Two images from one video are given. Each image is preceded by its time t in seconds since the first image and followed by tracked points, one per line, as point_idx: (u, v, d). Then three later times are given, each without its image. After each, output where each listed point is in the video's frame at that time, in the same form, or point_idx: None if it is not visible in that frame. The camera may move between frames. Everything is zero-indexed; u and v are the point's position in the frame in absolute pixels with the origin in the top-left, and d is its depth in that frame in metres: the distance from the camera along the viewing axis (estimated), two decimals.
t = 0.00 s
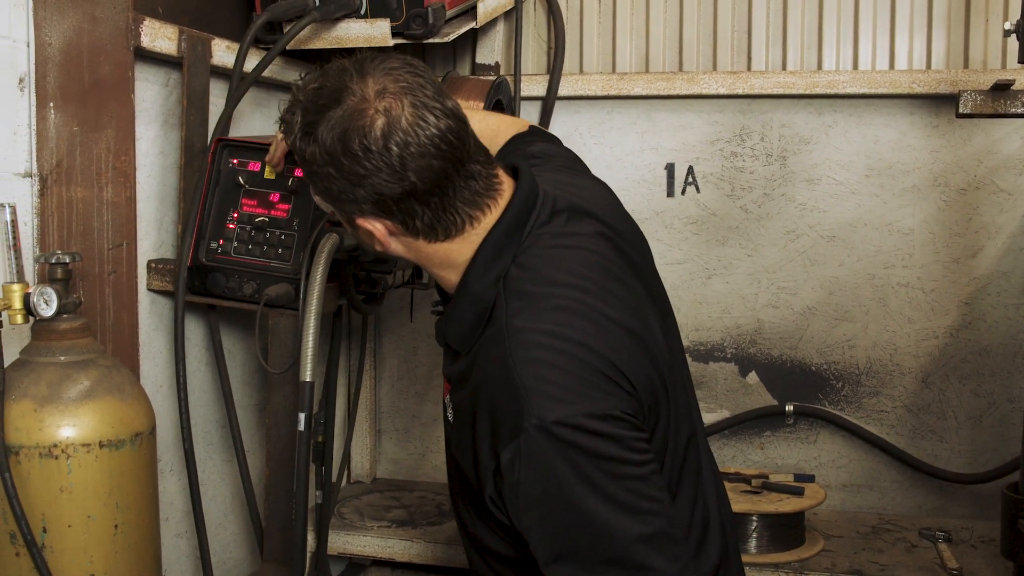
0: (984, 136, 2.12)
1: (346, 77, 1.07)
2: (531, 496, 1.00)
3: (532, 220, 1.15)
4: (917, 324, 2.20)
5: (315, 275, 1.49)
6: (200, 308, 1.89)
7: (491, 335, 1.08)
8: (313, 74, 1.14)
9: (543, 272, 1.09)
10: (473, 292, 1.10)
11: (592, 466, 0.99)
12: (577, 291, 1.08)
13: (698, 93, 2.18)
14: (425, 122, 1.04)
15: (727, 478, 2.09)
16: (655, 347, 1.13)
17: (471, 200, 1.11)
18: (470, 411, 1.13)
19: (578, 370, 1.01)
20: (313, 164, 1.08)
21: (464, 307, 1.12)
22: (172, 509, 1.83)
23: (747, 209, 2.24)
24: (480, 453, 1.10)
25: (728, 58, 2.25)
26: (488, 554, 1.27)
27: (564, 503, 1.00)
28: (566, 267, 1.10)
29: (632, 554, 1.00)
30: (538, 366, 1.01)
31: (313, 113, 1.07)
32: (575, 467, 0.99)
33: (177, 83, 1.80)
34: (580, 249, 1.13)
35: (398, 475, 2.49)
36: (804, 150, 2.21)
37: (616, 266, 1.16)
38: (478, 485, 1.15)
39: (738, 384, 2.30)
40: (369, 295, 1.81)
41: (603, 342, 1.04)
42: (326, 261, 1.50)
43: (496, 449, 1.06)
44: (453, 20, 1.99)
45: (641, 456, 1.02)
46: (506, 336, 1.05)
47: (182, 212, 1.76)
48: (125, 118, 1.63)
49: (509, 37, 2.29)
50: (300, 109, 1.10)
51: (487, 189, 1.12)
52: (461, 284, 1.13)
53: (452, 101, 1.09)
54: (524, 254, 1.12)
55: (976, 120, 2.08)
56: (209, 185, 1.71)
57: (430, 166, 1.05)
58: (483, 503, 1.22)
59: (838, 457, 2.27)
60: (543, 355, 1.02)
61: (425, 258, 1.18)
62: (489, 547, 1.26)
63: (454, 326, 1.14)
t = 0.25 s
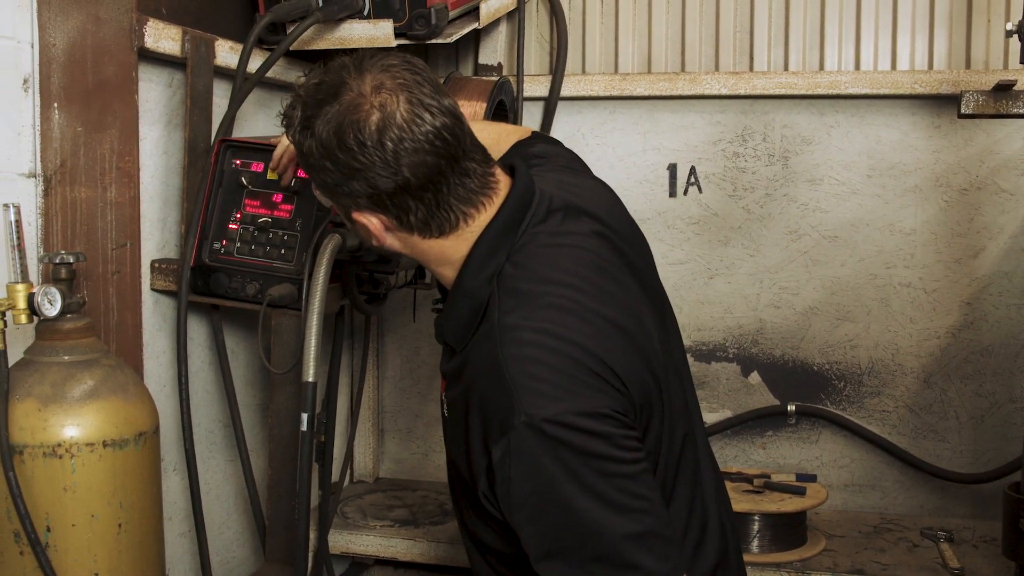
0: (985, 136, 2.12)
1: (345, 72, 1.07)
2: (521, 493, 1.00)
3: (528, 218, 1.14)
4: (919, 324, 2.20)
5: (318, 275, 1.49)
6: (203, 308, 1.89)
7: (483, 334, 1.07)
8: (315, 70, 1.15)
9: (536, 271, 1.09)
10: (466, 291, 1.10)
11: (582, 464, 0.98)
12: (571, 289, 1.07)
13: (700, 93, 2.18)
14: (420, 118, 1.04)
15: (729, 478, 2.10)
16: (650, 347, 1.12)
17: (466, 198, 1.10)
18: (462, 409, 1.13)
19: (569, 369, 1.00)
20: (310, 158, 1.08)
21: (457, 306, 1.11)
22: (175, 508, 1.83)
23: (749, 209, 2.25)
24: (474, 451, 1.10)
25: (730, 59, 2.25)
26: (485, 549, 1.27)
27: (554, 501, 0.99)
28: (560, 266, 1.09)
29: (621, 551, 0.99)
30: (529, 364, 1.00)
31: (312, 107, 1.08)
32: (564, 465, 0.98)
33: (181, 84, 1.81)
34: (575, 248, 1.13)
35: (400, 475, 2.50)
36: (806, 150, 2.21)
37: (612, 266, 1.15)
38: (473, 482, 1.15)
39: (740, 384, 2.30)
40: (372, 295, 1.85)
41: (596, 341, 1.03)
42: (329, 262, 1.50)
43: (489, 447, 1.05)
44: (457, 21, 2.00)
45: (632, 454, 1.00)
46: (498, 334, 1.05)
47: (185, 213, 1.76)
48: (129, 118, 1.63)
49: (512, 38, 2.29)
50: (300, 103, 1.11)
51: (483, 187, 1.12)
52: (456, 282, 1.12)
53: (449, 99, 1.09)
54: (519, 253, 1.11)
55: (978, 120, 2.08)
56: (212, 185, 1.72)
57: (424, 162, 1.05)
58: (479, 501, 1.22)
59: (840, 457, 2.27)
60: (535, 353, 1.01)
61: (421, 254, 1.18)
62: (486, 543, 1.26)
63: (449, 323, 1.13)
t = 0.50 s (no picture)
0: (986, 137, 2.12)
1: (335, 79, 1.08)
2: (508, 496, 0.97)
3: (520, 221, 1.13)
4: (921, 324, 2.21)
5: (320, 275, 1.50)
6: (206, 308, 1.90)
7: (472, 338, 1.05)
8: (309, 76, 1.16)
9: (525, 273, 1.06)
10: (457, 294, 1.08)
11: (570, 466, 0.95)
12: (560, 291, 1.04)
13: (701, 94, 2.19)
14: (407, 124, 1.04)
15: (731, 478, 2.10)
16: (641, 351, 1.10)
17: (456, 202, 1.09)
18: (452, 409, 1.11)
19: (558, 371, 0.97)
20: (301, 163, 1.09)
21: (448, 310, 1.09)
22: (177, 507, 1.84)
23: (750, 210, 2.25)
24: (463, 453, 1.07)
25: (731, 59, 2.25)
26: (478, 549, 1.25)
27: (542, 504, 0.96)
28: (549, 269, 1.07)
29: (610, 555, 0.96)
30: (517, 366, 0.98)
31: (302, 114, 1.08)
32: (552, 468, 0.95)
33: (183, 84, 1.81)
34: (565, 250, 1.10)
35: (402, 474, 2.50)
36: (808, 151, 2.21)
37: (603, 268, 1.13)
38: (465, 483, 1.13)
39: (741, 383, 2.31)
40: (373, 296, 1.83)
41: (585, 343, 1.01)
42: (330, 263, 1.51)
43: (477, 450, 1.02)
44: (460, 21, 2.01)
45: (621, 456, 0.98)
46: (486, 337, 1.02)
47: (188, 213, 1.77)
48: (132, 118, 1.65)
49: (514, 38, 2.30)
50: (292, 109, 1.12)
51: (474, 191, 1.11)
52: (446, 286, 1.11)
53: (439, 104, 1.09)
54: (509, 257, 1.09)
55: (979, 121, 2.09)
56: (215, 186, 1.72)
57: (412, 168, 1.05)
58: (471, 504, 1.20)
59: (841, 457, 2.27)
60: (523, 355, 0.98)
61: (413, 257, 1.17)
62: (481, 542, 1.23)
63: (438, 327, 1.12)
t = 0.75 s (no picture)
0: (987, 137, 2.13)
1: (328, 80, 1.08)
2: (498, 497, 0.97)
3: (513, 222, 1.13)
4: (921, 324, 2.21)
5: (322, 274, 1.51)
6: (208, 308, 1.90)
7: (464, 339, 1.05)
8: (303, 77, 1.16)
9: (517, 275, 1.07)
10: (448, 295, 1.08)
11: (559, 469, 0.95)
12: (552, 294, 1.04)
13: (701, 94, 2.19)
14: (399, 127, 1.04)
15: (732, 478, 2.11)
16: (633, 352, 1.10)
17: (448, 204, 1.10)
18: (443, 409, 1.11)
19: (548, 373, 0.97)
20: (294, 164, 1.10)
21: (439, 311, 1.09)
22: (179, 507, 1.84)
23: (751, 210, 2.26)
24: (454, 452, 1.07)
25: (732, 59, 2.26)
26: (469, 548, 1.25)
27: (530, 505, 0.97)
28: (542, 270, 1.07)
29: (597, 556, 0.96)
30: (508, 368, 0.98)
31: (295, 115, 1.09)
32: (541, 470, 0.95)
33: (186, 85, 1.82)
34: (557, 251, 1.11)
35: (404, 474, 2.51)
36: (808, 151, 2.22)
37: (596, 269, 1.13)
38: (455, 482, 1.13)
39: (742, 383, 2.31)
40: (376, 295, 1.82)
41: (576, 345, 1.01)
42: (333, 263, 1.52)
43: (468, 451, 1.03)
44: (462, 22, 2.02)
45: (611, 459, 0.98)
46: (478, 339, 1.02)
47: (191, 213, 1.77)
48: (135, 118, 1.66)
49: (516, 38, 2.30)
50: (286, 110, 1.12)
51: (467, 193, 1.12)
52: (438, 287, 1.11)
53: (432, 106, 1.09)
54: (500, 258, 1.09)
55: (979, 121, 2.09)
56: (217, 187, 1.73)
57: (403, 170, 1.05)
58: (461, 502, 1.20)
59: (842, 456, 2.28)
60: (514, 358, 0.98)
61: (406, 258, 1.18)
62: (472, 540, 1.23)
63: (429, 328, 1.12)
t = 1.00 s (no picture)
0: (988, 137, 2.13)
1: (327, 80, 1.08)
2: (495, 497, 0.97)
3: (511, 222, 1.13)
4: (923, 324, 2.21)
5: (325, 274, 1.52)
6: (210, 307, 1.91)
7: (462, 339, 1.06)
8: (303, 76, 1.16)
9: (515, 275, 1.07)
10: (445, 294, 1.08)
11: (556, 469, 0.96)
12: (549, 293, 1.05)
13: (703, 95, 2.20)
14: (398, 126, 1.05)
15: (734, 478, 2.11)
16: (630, 352, 1.10)
17: (447, 204, 1.10)
18: (440, 408, 1.11)
19: (545, 373, 0.98)
20: (293, 163, 1.10)
21: (436, 311, 1.10)
22: (182, 506, 1.85)
23: (753, 210, 2.26)
24: (450, 451, 1.07)
25: (734, 60, 2.26)
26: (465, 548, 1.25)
27: (527, 505, 0.97)
28: (539, 270, 1.07)
29: (594, 556, 0.96)
30: (505, 368, 0.98)
31: (294, 114, 1.09)
32: (538, 469, 0.96)
33: (189, 85, 1.83)
34: (556, 251, 1.11)
35: (406, 474, 2.52)
36: (809, 151, 2.22)
37: (594, 269, 1.13)
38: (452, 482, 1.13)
39: (744, 383, 2.31)
40: (379, 295, 1.82)
41: (573, 345, 1.01)
42: (336, 263, 1.52)
43: (465, 450, 1.03)
44: (464, 22, 2.03)
45: (608, 459, 0.98)
46: (475, 338, 1.02)
47: (193, 213, 1.78)
48: (138, 118, 1.66)
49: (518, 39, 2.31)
50: (285, 109, 1.12)
51: (465, 193, 1.12)
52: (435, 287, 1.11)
53: (431, 106, 1.10)
54: (498, 258, 1.10)
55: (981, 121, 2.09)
56: (219, 187, 1.73)
57: (402, 170, 1.05)
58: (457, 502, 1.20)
59: (843, 456, 2.28)
60: (511, 357, 0.99)
61: (404, 258, 1.18)
62: (468, 540, 1.24)
63: (426, 327, 1.12)
